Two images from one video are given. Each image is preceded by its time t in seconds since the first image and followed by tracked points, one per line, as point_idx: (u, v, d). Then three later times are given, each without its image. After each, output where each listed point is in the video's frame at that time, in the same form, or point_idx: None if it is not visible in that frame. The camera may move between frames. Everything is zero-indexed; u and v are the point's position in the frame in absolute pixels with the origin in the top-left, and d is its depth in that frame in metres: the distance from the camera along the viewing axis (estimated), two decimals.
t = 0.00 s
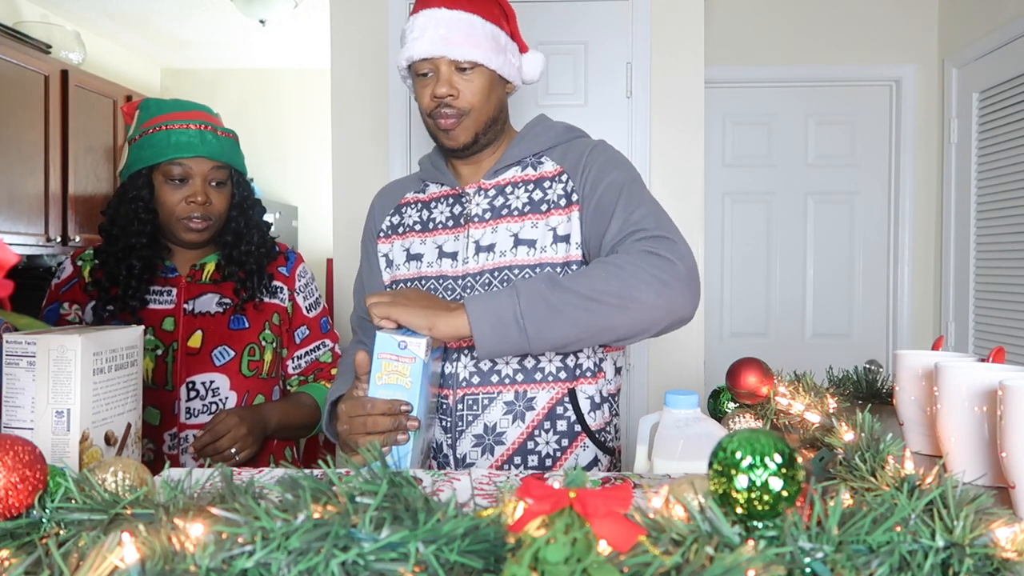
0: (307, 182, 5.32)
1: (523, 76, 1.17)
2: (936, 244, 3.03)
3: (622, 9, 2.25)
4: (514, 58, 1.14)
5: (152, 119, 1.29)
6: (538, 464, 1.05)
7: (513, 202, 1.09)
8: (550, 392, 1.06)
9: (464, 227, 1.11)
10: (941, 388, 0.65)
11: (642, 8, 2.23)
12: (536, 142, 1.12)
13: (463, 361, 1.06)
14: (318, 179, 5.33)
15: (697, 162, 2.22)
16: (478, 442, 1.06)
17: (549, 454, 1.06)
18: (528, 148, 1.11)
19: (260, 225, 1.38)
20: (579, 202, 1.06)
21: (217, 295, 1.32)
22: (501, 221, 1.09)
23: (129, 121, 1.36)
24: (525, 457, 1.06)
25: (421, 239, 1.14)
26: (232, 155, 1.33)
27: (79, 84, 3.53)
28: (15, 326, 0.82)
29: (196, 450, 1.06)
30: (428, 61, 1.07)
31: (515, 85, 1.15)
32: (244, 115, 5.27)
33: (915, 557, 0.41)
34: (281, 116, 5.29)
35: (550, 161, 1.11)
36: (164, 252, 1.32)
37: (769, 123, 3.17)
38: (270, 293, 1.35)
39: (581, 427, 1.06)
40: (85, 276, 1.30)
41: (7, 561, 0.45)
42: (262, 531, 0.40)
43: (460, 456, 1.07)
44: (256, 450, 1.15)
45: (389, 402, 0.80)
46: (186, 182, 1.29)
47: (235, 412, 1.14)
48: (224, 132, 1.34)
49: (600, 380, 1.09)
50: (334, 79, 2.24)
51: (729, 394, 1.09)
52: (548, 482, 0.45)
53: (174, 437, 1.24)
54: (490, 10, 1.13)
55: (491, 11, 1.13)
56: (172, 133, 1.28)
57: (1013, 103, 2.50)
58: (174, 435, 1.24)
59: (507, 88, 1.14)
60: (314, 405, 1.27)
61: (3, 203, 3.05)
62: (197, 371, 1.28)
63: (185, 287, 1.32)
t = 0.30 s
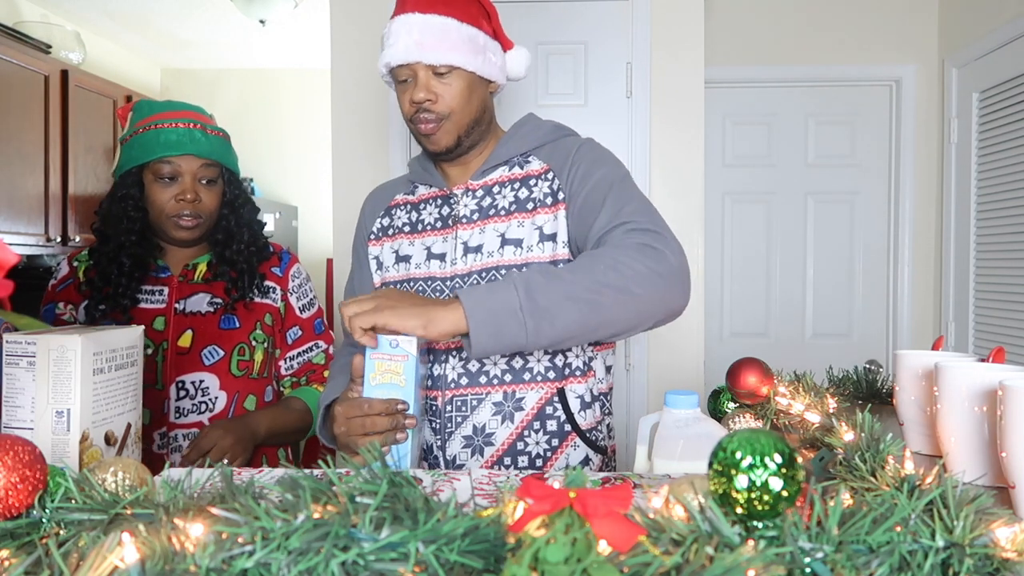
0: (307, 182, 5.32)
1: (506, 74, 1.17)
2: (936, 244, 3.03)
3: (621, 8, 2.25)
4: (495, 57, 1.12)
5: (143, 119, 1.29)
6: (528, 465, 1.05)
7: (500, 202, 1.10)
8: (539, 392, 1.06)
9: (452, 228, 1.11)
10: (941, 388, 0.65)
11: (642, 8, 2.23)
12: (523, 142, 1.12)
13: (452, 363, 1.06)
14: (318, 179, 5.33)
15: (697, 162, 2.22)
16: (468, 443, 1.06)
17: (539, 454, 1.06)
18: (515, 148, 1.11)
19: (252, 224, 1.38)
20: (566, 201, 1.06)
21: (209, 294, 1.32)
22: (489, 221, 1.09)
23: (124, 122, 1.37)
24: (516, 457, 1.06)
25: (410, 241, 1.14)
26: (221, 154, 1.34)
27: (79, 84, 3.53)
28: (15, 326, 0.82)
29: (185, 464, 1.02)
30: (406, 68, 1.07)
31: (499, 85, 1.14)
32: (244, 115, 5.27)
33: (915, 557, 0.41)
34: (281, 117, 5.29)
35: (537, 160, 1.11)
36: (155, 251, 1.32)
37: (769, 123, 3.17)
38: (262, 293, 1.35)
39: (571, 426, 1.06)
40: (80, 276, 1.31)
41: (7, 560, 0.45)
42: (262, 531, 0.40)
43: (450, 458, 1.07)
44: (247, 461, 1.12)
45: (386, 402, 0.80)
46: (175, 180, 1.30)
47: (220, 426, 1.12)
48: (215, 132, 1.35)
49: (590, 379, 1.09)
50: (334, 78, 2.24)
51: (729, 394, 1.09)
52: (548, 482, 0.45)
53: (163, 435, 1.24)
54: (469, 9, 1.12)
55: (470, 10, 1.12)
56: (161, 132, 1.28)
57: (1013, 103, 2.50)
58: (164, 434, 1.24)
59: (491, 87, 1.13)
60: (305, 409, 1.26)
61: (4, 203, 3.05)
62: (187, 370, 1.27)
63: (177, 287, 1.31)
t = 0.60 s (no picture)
0: (307, 182, 5.32)
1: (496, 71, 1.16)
2: (936, 244, 3.03)
3: (621, 9, 2.25)
4: (483, 59, 1.10)
5: (134, 122, 1.29)
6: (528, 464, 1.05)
7: (499, 202, 1.09)
8: (539, 391, 1.06)
9: (452, 228, 1.10)
10: (941, 388, 0.65)
11: (642, 8, 2.23)
12: (523, 142, 1.12)
13: (452, 362, 1.06)
14: (318, 179, 5.33)
15: (698, 162, 2.22)
16: (468, 443, 1.06)
17: (539, 453, 1.06)
18: (514, 148, 1.11)
19: (244, 227, 1.38)
20: (567, 201, 1.06)
21: (202, 296, 1.32)
22: (489, 221, 1.09)
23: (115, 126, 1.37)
24: (516, 457, 1.06)
25: (407, 241, 1.14)
26: (212, 157, 1.34)
27: (79, 84, 3.53)
28: (15, 326, 0.82)
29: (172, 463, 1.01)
30: (394, 83, 1.05)
31: (490, 85, 1.13)
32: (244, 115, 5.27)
33: (915, 557, 0.41)
34: (281, 117, 5.29)
35: (537, 161, 1.11)
36: (147, 254, 1.32)
37: (769, 123, 3.17)
38: (254, 296, 1.35)
39: (571, 425, 1.06)
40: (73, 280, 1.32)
41: (7, 561, 0.45)
42: (262, 531, 0.40)
43: (450, 458, 1.07)
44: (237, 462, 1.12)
45: (392, 405, 0.80)
46: (167, 183, 1.30)
47: (208, 426, 1.11)
48: (206, 134, 1.35)
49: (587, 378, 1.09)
50: (334, 79, 2.24)
51: (729, 394, 1.09)
52: (548, 482, 0.45)
53: (155, 437, 1.23)
54: (452, 12, 1.10)
55: (453, 14, 1.10)
56: (152, 135, 1.28)
57: (1013, 104, 2.50)
58: (156, 435, 1.24)
59: (482, 88, 1.12)
60: (296, 411, 1.26)
61: (4, 203, 3.05)
62: (179, 372, 1.28)
63: (170, 289, 1.31)
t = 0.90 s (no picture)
0: (307, 182, 5.32)
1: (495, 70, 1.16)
2: (936, 245, 3.03)
3: (622, 9, 2.25)
4: (483, 60, 1.10)
5: (128, 123, 1.29)
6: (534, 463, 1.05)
7: (502, 201, 1.09)
8: (545, 390, 1.06)
9: (454, 228, 1.10)
10: (941, 388, 0.65)
11: (642, 8, 2.23)
12: (524, 144, 1.12)
13: (457, 362, 1.06)
14: (318, 179, 5.33)
15: (698, 162, 2.22)
16: (473, 443, 1.06)
17: (544, 452, 1.06)
18: (515, 150, 1.12)
19: (239, 227, 1.39)
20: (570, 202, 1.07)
21: (199, 297, 1.32)
22: (491, 221, 1.09)
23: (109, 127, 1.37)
24: (521, 456, 1.06)
25: (407, 241, 1.13)
26: (208, 156, 1.34)
27: (79, 84, 3.53)
28: (15, 326, 0.82)
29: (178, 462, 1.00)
30: (395, 87, 1.05)
31: (490, 86, 1.13)
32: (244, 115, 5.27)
33: (915, 557, 0.41)
34: (281, 117, 5.29)
35: (539, 162, 1.11)
36: (143, 255, 1.32)
37: (769, 123, 3.17)
38: (251, 295, 1.35)
39: (575, 423, 1.06)
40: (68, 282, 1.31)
41: (7, 561, 0.45)
42: (262, 531, 0.40)
43: (455, 458, 1.07)
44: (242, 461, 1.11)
45: (387, 396, 0.79)
46: (164, 183, 1.30)
47: (215, 425, 1.10)
48: (200, 134, 1.35)
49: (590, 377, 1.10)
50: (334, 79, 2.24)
51: (729, 394, 1.09)
52: (548, 483, 0.45)
53: (156, 438, 1.23)
54: (451, 14, 1.10)
55: (452, 15, 1.10)
56: (149, 135, 1.28)
57: (1013, 104, 2.50)
58: (156, 435, 1.24)
59: (481, 90, 1.12)
60: (297, 409, 1.24)
61: (4, 203, 3.05)
62: (178, 371, 1.28)
63: (166, 290, 1.31)
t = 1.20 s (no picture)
0: (307, 182, 5.32)
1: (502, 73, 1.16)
2: (936, 245, 3.03)
3: (622, 9, 2.25)
4: (492, 62, 1.11)
5: (127, 123, 1.29)
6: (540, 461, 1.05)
7: (507, 201, 1.09)
8: (550, 388, 1.06)
9: (460, 227, 1.10)
10: (941, 388, 0.65)
11: (642, 8, 2.23)
12: (529, 144, 1.12)
13: (464, 361, 1.06)
14: (318, 179, 5.33)
15: (697, 163, 2.22)
16: (480, 442, 1.06)
17: (550, 451, 1.06)
18: (520, 150, 1.12)
19: (238, 227, 1.39)
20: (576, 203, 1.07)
21: (198, 298, 1.32)
22: (497, 220, 1.09)
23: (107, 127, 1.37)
24: (527, 454, 1.06)
25: (410, 239, 1.12)
26: (207, 155, 1.34)
27: (79, 84, 3.53)
28: (15, 326, 0.81)
29: (178, 462, 1.00)
30: (405, 86, 1.04)
31: (497, 88, 1.13)
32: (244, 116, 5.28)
33: (915, 557, 0.41)
34: (281, 117, 5.29)
35: (544, 162, 1.12)
36: (143, 255, 1.32)
37: (769, 123, 3.17)
38: (250, 295, 1.35)
39: (580, 422, 1.06)
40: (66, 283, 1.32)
41: (6, 561, 0.45)
42: (262, 531, 0.40)
43: (461, 457, 1.06)
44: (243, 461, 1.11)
45: (385, 397, 0.79)
46: (164, 183, 1.30)
47: (216, 425, 1.10)
48: (199, 133, 1.35)
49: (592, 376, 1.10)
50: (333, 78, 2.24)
51: (729, 394, 1.09)
52: (548, 483, 0.45)
53: (155, 439, 1.23)
54: (461, 14, 1.10)
55: (463, 16, 1.10)
56: (149, 135, 1.28)
57: (1013, 104, 2.50)
58: (157, 436, 1.24)
59: (490, 92, 1.12)
60: (298, 408, 1.23)
61: (4, 204, 3.05)
62: (177, 372, 1.27)
63: (165, 291, 1.31)
